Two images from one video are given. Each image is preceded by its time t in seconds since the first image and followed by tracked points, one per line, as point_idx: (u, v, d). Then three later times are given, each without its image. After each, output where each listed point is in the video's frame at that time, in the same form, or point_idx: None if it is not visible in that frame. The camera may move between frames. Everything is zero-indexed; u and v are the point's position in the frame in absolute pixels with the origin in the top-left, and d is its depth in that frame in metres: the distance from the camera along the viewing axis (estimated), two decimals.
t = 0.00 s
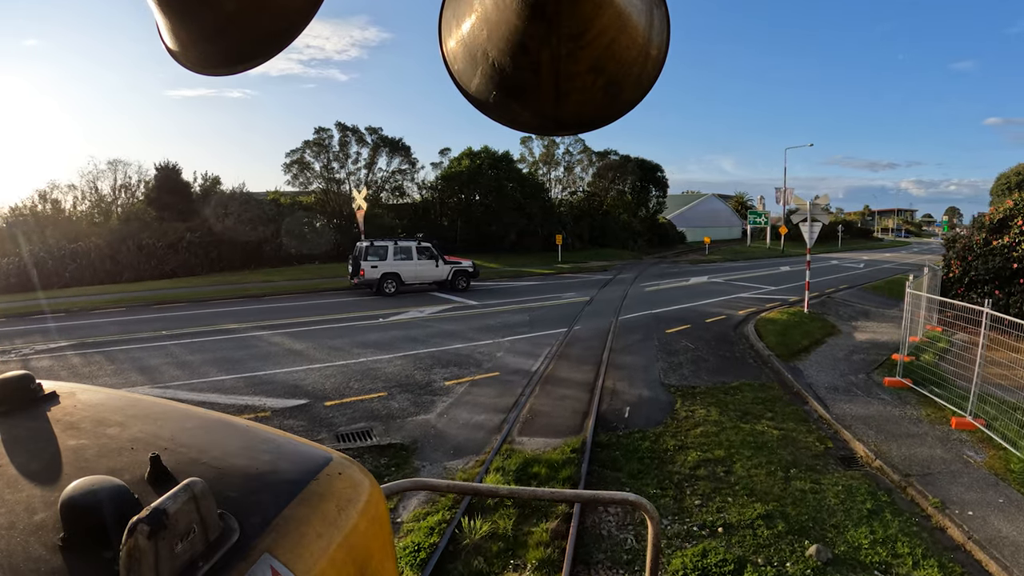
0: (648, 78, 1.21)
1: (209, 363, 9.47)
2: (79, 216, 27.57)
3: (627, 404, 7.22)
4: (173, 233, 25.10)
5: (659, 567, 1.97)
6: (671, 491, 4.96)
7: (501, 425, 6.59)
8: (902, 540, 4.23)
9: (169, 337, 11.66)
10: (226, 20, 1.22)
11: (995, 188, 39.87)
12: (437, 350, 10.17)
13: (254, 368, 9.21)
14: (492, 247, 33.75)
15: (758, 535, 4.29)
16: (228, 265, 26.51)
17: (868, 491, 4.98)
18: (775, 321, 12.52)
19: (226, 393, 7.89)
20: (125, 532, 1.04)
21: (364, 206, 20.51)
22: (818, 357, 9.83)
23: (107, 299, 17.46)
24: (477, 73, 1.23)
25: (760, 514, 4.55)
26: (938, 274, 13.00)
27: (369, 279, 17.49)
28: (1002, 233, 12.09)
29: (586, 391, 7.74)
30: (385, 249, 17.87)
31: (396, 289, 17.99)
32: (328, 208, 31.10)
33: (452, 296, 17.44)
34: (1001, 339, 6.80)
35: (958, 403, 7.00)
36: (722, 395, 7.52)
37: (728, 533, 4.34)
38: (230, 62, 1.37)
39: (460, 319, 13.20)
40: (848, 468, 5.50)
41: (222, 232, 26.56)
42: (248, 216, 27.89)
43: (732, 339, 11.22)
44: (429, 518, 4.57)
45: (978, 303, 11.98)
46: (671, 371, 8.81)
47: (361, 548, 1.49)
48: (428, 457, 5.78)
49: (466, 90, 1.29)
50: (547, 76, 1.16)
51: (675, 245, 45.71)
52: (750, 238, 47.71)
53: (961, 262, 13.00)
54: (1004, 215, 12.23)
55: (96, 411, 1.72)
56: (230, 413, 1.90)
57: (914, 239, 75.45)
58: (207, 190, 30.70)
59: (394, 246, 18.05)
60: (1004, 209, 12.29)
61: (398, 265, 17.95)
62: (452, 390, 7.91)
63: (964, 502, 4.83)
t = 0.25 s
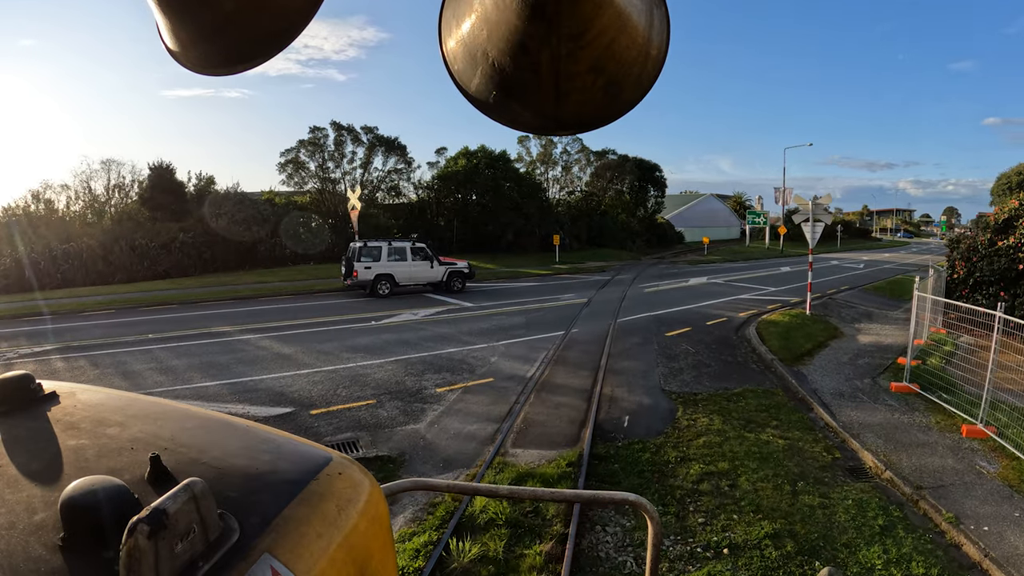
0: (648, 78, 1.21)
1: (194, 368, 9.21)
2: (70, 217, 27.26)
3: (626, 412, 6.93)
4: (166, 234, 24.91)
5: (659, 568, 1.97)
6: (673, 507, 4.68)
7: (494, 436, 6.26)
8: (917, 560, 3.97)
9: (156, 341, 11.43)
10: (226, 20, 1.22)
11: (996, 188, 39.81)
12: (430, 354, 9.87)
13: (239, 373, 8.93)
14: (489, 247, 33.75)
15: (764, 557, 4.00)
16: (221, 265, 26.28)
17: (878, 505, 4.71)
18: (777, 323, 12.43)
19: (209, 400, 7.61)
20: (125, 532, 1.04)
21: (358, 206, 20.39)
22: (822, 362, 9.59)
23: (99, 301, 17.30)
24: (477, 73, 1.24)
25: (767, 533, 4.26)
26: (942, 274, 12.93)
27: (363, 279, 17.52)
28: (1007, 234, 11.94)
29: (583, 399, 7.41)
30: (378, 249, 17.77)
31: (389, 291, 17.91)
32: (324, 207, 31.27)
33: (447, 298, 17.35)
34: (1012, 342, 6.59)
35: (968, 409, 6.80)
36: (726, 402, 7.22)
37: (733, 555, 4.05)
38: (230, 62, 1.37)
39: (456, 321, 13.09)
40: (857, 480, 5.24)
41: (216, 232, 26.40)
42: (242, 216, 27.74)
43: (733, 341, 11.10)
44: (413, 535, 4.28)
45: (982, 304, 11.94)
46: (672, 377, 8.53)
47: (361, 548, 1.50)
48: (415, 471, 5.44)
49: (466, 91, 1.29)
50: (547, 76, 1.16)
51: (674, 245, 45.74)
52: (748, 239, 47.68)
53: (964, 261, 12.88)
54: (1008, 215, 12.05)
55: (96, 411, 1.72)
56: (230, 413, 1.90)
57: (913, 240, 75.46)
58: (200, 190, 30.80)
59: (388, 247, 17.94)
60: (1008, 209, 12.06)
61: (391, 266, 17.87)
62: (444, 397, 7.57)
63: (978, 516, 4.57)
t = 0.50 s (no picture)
0: (647, 78, 1.21)
1: (180, 374, 8.98)
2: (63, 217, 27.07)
3: (625, 420, 6.68)
4: (159, 235, 24.86)
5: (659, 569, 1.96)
6: (675, 522, 4.49)
7: (487, 446, 6.02)
8: None
9: (143, 344, 11.15)
10: (226, 20, 1.23)
11: (996, 188, 39.82)
12: (423, 358, 9.62)
13: (225, 379, 8.64)
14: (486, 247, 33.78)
15: None
16: (215, 266, 26.19)
17: (889, 518, 4.58)
18: (779, 326, 12.32)
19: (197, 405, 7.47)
20: (124, 532, 1.04)
21: (352, 206, 20.28)
22: (826, 365, 9.39)
23: (91, 302, 17.18)
24: (477, 73, 1.24)
25: (777, 552, 4.09)
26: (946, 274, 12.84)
27: (357, 280, 17.44)
28: (1013, 234, 11.82)
29: (581, 406, 7.12)
30: (372, 250, 17.70)
31: (384, 292, 17.84)
32: (320, 207, 31.30)
33: (443, 299, 17.28)
34: None
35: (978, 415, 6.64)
36: (727, 409, 6.96)
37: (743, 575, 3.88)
38: (230, 62, 1.37)
39: (453, 323, 13.01)
40: (866, 491, 5.11)
41: (210, 233, 26.29)
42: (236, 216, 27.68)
43: (734, 343, 10.96)
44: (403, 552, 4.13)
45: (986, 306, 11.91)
46: (672, 382, 8.18)
47: (361, 548, 1.49)
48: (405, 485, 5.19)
49: (466, 90, 1.29)
50: (547, 76, 1.16)
51: (672, 245, 45.80)
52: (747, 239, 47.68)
53: (968, 261, 12.78)
54: (1013, 215, 11.91)
55: (97, 411, 1.72)
56: (230, 414, 1.90)
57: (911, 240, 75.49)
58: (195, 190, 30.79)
59: (383, 247, 17.87)
60: (1013, 209, 11.91)
61: (386, 267, 17.81)
62: (437, 404, 7.27)
63: (992, 529, 4.47)
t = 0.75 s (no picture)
0: (648, 77, 1.21)
1: (165, 379, 8.78)
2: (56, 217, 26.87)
3: (624, 428, 6.53)
4: (153, 235, 24.83)
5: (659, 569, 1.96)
6: (677, 541, 4.29)
7: (480, 457, 5.82)
8: None
9: (130, 348, 10.95)
10: (226, 20, 1.23)
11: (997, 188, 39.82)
12: (415, 362, 9.45)
13: (211, 385, 8.44)
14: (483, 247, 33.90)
15: None
16: (210, 266, 26.10)
17: (899, 532, 4.40)
18: (782, 328, 12.26)
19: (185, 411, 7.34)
20: (124, 532, 1.04)
21: (347, 205, 20.17)
22: (829, 369, 9.34)
23: (84, 304, 17.08)
24: (477, 73, 1.24)
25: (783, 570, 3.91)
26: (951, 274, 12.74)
27: (350, 282, 17.39)
28: (1017, 234, 11.77)
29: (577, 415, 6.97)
30: (366, 251, 17.65)
31: (378, 293, 17.82)
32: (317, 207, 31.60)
33: (438, 301, 17.24)
34: None
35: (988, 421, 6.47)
36: (731, 416, 6.85)
37: None
38: (230, 62, 1.37)
39: (450, 325, 12.95)
40: (875, 503, 4.93)
41: (204, 233, 26.24)
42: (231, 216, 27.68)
43: (736, 348, 10.85)
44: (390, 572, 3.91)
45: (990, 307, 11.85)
46: (673, 389, 8.07)
47: (360, 548, 1.49)
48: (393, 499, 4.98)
49: (466, 91, 1.30)
50: (547, 76, 1.16)
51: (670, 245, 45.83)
52: (746, 240, 47.68)
53: (972, 261, 12.72)
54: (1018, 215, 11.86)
55: (97, 411, 1.72)
56: (230, 414, 1.90)
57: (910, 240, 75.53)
58: (190, 189, 30.84)
59: (377, 248, 17.82)
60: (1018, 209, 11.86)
61: (381, 268, 17.77)
62: (428, 412, 7.11)
63: (1008, 543, 4.26)
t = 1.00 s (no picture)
0: (648, 78, 1.22)
1: (152, 384, 8.64)
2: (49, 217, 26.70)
3: (623, 438, 6.42)
4: (147, 235, 24.70)
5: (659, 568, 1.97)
6: (679, 560, 4.18)
7: (473, 468, 5.69)
8: None
9: (115, 351, 10.74)
10: (227, 21, 1.23)
11: (998, 188, 39.95)
12: (408, 367, 9.34)
13: (200, 390, 8.30)
14: (480, 248, 33.68)
15: None
16: (205, 267, 26.01)
17: (911, 548, 4.34)
18: (784, 331, 12.26)
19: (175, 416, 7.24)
20: (124, 533, 1.03)
21: (341, 205, 20.06)
22: (833, 373, 9.34)
23: (77, 306, 16.99)
24: (477, 73, 1.24)
25: None
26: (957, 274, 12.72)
27: (344, 283, 17.29)
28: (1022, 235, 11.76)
29: (576, 423, 6.88)
30: (360, 251, 17.58)
31: (373, 295, 17.69)
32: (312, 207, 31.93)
33: (434, 303, 17.21)
34: None
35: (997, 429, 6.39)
36: (733, 424, 6.76)
37: None
38: (230, 62, 1.37)
39: (447, 328, 12.93)
40: (885, 516, 4.87)
41: (199, 233, 26.09)
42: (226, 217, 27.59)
43: (738, 351, 10.80)
44: None
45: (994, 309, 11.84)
46: (673, 395, 7.97)
47: (361, 548, 1.49)
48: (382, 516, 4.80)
49: (466, 91, 1.30)
50: (547, 76, 1.16)
51: (670, 245, 46.04)
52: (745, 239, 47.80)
53: (977, 262, 12.72)
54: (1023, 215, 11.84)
55: (97, 411, 1.72)
56: (231, 414, 1.90)
57: (909, 240, 75.80)
58: (185, 190, 30.90)
59: (371, 249, 17.72)
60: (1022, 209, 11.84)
61: (375, 269, 17.70)
62: (419, 421, 6.98)
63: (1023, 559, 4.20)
